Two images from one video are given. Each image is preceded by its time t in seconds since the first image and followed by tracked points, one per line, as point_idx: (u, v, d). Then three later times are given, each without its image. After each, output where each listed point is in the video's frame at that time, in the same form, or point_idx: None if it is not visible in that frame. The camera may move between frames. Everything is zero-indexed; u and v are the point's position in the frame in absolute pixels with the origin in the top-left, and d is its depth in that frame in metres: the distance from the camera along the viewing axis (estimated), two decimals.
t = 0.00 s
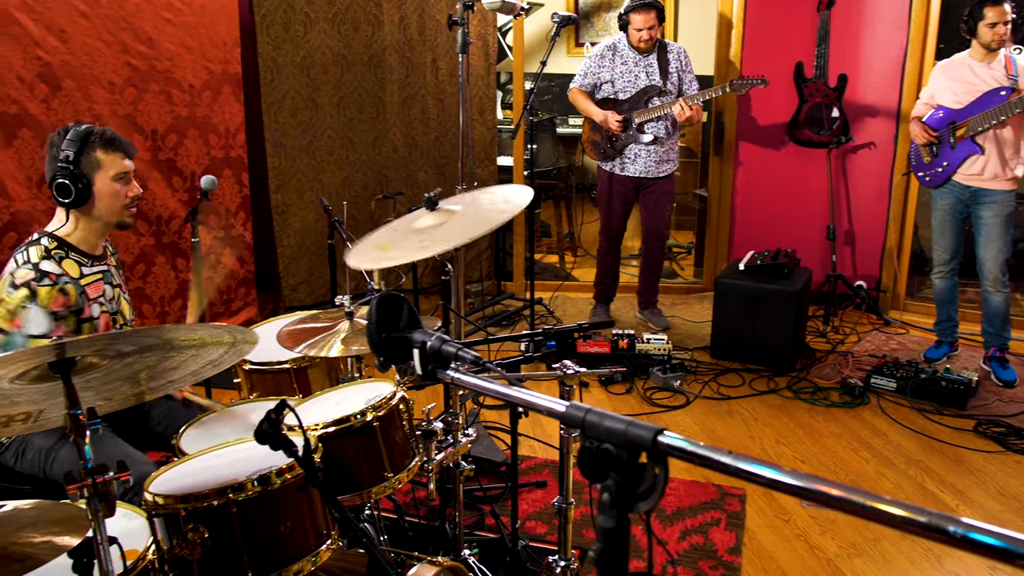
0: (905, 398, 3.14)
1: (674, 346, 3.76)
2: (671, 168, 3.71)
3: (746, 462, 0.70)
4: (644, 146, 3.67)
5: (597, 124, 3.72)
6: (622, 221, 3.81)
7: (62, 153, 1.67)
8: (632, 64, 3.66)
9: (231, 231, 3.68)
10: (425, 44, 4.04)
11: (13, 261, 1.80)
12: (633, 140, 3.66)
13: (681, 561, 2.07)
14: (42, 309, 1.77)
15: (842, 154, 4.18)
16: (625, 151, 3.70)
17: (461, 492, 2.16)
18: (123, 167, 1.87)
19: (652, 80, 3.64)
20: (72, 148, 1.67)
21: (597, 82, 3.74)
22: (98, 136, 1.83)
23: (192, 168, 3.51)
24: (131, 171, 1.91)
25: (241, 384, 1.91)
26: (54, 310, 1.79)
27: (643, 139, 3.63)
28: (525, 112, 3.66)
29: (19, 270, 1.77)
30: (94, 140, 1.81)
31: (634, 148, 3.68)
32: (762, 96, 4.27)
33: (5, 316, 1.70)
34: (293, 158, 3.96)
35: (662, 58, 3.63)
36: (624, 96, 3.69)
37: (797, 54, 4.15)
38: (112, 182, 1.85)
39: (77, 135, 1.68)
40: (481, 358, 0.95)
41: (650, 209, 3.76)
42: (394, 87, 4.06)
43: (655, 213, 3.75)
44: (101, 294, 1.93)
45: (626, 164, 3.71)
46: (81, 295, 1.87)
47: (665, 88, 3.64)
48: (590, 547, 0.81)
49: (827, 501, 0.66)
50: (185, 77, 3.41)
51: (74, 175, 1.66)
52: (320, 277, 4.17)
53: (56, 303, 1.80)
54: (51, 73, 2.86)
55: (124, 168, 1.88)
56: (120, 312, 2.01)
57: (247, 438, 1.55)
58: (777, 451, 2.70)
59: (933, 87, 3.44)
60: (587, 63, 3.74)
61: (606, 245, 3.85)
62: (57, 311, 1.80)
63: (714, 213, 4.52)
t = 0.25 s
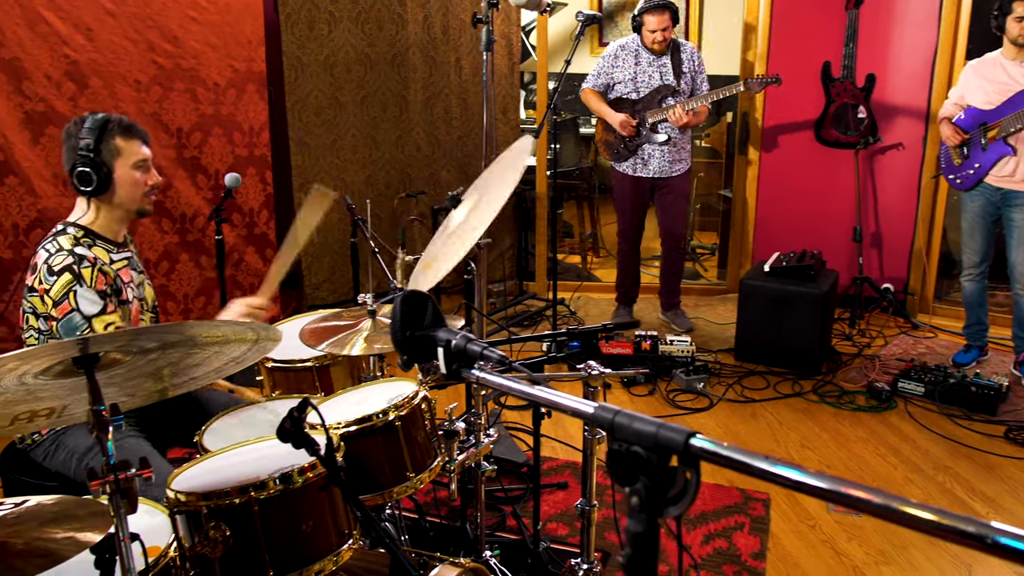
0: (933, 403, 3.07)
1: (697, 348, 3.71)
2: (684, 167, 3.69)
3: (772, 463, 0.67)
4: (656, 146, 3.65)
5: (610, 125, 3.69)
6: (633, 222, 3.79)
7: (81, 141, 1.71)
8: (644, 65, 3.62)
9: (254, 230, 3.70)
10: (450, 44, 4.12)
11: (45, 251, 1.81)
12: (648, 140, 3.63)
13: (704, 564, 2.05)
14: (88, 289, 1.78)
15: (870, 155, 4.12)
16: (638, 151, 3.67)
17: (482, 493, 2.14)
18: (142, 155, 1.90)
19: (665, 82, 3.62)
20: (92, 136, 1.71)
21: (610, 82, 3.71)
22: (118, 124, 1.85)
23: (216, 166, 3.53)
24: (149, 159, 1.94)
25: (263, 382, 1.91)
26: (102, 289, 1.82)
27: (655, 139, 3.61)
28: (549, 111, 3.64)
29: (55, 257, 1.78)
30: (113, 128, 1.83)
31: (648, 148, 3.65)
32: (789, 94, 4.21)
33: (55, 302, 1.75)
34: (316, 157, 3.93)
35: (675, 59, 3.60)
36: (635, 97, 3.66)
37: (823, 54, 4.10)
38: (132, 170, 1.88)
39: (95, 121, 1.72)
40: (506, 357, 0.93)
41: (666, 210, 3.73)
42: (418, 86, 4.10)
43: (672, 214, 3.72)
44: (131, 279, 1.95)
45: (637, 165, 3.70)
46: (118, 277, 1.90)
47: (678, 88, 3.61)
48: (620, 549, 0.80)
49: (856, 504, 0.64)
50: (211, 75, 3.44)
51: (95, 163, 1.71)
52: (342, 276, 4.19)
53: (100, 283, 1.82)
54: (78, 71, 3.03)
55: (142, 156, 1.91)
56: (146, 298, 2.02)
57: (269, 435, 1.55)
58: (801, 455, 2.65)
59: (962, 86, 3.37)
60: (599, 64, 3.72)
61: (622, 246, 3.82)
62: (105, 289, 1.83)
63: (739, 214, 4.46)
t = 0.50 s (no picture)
0: (959, 407, 3.00)
1: (718, 348, 3.68)
2: (697, 166, 3.64)
3: (800, 463, 0.66)
4: (671, 146, 3.61)
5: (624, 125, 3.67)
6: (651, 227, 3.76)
7: (104, 144, 1.79)
8: (656, 64, 3.59)
9: (275, 227, 3.72)
10: (470, 41, 4.09)
11: (53, 247, 1.84)
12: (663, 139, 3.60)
13: (724, 567, 2.02)
14: (76, 293, 1.80)
15: (895, 155, 4.04)
16: (653, 151, 3.64)
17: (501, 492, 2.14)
18: (162, 159, 1.91)
19: (677, 81, 3.58)
20: (112, 138, 1.79)
21: (622, 82, 3.69)
22: (141, 126, 1.88)
23: (237, 164, 3.55)
24: (171, 164, 1.95)
25: (283, 379, 1.92)
26: (91, 295, 1.83)
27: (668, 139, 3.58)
28: (569, 109, 3.62)
29: (55, 253, 1.80)
30: (136, 131, 1.86)
31: (663, 148, 3.62)
32: (813, 92, 4.15)
33: (42, 298, 1.77)
34: (337, 154, 3.95)
35: (688, 57, 3.56)
36: (647, 97, 3.62)
37: (848, 52, 4.03)
38: (149, 173, 1.89)
39: (119, 125, 1.81)
40: (530, 355, 0.92)
41: (681, 210, 3.70)
42: (438, 83, 4.10)
43: (687, 213, 3.69)
44: (140, 280, 1.95)
45: (651, 165, 3.66)
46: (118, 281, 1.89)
47: (692, 87, 3.56)
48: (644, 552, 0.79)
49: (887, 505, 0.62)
50: (232, 73, 3.46)
51: (111, 164, 1.77)
52: (361, 274, 4.20)
53: (91, 287, 1.82)
54: (101, 68, 3.05)
55: (163, 160, 1.92)
56: (162, 299, 2.03)
57: (289, 432, 1.56)
58: (824, 458, 2.61)
59: (991, 85, 3.31)
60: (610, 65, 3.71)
61: (640, 246, 3.79)
62: (94, 295, 1.83)
63: (761, 213, 4.42)
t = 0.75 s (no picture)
0: (982, 410, 2.95)
1: (737, 349, 3.64)
2: (713, 162, 3.62)
3: (828, 464, 0.64)
4: (686, 144, 3.58)
5: (636, 125, 3.64)
6: (668, 222, 3.72)
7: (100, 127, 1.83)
8: (669, 63, 3.56)
9: (292, 225, 3.74)
10: (488, 39, 4.12)
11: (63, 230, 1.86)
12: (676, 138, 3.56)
13: (743, 569, 1.99)
14: (83, 270, 1.79)
15: (917, 154, 3.98)
16: (666, 151, 3.60)
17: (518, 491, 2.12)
18: (160, 141, 1.92)
19: (690, 78, 3.56)
20: (109, 121, 1.82)
21: (634, 82, 3.66)
22: (138, 109, 1.90)
23: (255, 160, 3.56)
24: (171, 148, 1.96)
25: (300, 376, 1.92)
26: (97, 271, 1.82)
27: (682, 138, 3.54)
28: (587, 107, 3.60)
29: (64, 233, 1.82)
30: (132, 113, 1.89)
31: (677, 146, 3.59)
32: (834, 90, 4.09)
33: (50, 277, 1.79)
34: (354, 152, 3.95)
35: (701, 55, 3.54)
36: (660, 96, 3.59)
37: (870, 50, 3.97)
38: (147, 154, 1.90)
39: (115, 108, 1.84)
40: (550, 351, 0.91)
41: (696, 208, 3.67)
42: (456, 81, 4.10)
43: (702, 212, 3.65)
44: (153, 259, 1.96)
45: (667, 164, 3.63)
46: (128, 257, 1.89)
47: (705, 85, 3.54)
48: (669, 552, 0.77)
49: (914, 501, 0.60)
50: (250, 70, 3.47)
51: (110, 148, 1.81)
52: (378, 272, 4.21)
53: (98, 263, 1.82)
54: (121, 64, 3.12)
55: (161, 143, 1.93)
56: (177, 279, 2.04)
57: (306, 428, 1.55)
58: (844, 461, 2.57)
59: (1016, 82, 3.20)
60: (622, 64, 3.68)
61: (656, 244, 3.76)
62: (100, 272, 1.82)
63: (781, 213, 4.37)
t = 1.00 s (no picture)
0: (1004, 413, 2.90)
1: (754, 349, 3.60)
2: (729, 162, 3.60)
3: (856, 465, 0.62)
4: (702, 142, 3.55)
5: (652, 124, 3.61)
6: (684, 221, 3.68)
7: (138, 135, 1.80)
8: (684, 60, 3.54)
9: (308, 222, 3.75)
10: (505, 37, 4.10)
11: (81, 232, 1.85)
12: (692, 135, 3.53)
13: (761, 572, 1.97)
14: (101, 276, 1.79)
15: (938, 153, 3.92)
16: (682, 149, 3.57)
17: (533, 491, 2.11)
18: (195, 150, 1.94)
19: (706, 76, 3.54)
20: (146, 128, 1.80)
21: (649, 80, 3.63)
22: (175, 118, 1.90)
23: (272, 158, 3.58)
24: (204, 156, 1.98)
25: (315, 374, 1.92)
26: (114, 278, 1.82)
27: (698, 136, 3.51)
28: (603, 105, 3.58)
29: (81, 237, 1.81)
30: (170, 122, 1.88)
31: (692, 146, 3.56)
32: (854, 87, 4.04)
33: (67, 281, 1.78)
34: (371, 149, 3.97)
35: (716, 53, 3.52)
36: (674, 94, 3.56)
37: (891, 48, 3.91)
38: (182, 164, 1.91)
39: (153, 116, 1.83)
40: (569, 349, 0.89)
41: (712, 208, 3.64)
42: (473, 79, 4.10)
43: (718, 211, 3.62)
44: (170, 267, 1.97)
45: (683, 162, 3.60)
46: (145, 265, 1.90)
47: (720, 83, 3.52)
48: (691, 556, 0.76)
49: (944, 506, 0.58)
50: (267, 67, 3.49)
51: (146, 155, 1.78)
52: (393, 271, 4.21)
53: (115, 270, 1.82)
54: (139, 62, 3.14)
55: (196, 152, 1.95)
56: (190, 288, 2.05)
57: (321, 426, 1.55)
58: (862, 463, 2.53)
59: None
60: (636, 62, 3.65)
61: (672, 244, 3.73)
62: (116, 278, 1.82)
63: (799, 212, 4.32)
